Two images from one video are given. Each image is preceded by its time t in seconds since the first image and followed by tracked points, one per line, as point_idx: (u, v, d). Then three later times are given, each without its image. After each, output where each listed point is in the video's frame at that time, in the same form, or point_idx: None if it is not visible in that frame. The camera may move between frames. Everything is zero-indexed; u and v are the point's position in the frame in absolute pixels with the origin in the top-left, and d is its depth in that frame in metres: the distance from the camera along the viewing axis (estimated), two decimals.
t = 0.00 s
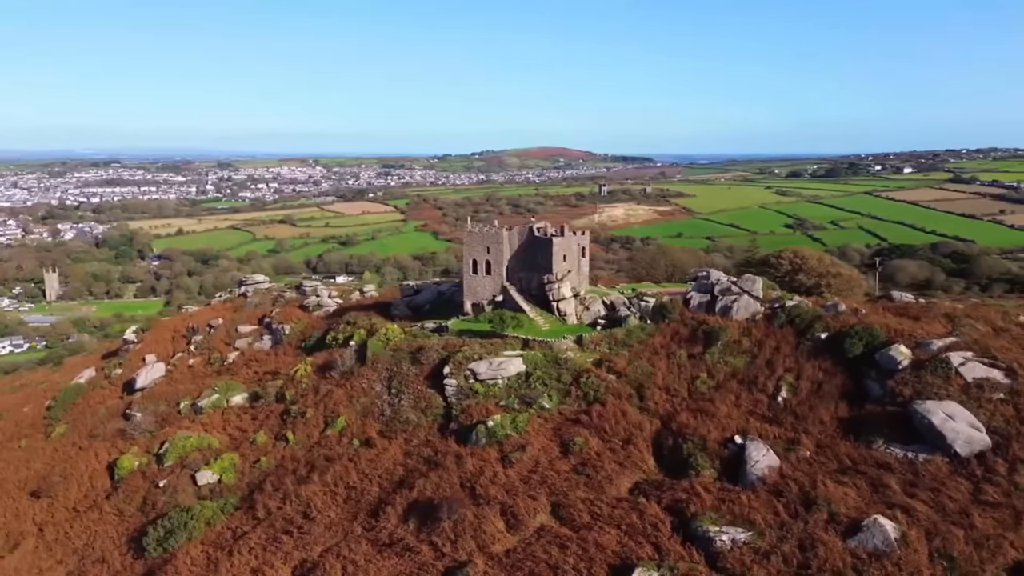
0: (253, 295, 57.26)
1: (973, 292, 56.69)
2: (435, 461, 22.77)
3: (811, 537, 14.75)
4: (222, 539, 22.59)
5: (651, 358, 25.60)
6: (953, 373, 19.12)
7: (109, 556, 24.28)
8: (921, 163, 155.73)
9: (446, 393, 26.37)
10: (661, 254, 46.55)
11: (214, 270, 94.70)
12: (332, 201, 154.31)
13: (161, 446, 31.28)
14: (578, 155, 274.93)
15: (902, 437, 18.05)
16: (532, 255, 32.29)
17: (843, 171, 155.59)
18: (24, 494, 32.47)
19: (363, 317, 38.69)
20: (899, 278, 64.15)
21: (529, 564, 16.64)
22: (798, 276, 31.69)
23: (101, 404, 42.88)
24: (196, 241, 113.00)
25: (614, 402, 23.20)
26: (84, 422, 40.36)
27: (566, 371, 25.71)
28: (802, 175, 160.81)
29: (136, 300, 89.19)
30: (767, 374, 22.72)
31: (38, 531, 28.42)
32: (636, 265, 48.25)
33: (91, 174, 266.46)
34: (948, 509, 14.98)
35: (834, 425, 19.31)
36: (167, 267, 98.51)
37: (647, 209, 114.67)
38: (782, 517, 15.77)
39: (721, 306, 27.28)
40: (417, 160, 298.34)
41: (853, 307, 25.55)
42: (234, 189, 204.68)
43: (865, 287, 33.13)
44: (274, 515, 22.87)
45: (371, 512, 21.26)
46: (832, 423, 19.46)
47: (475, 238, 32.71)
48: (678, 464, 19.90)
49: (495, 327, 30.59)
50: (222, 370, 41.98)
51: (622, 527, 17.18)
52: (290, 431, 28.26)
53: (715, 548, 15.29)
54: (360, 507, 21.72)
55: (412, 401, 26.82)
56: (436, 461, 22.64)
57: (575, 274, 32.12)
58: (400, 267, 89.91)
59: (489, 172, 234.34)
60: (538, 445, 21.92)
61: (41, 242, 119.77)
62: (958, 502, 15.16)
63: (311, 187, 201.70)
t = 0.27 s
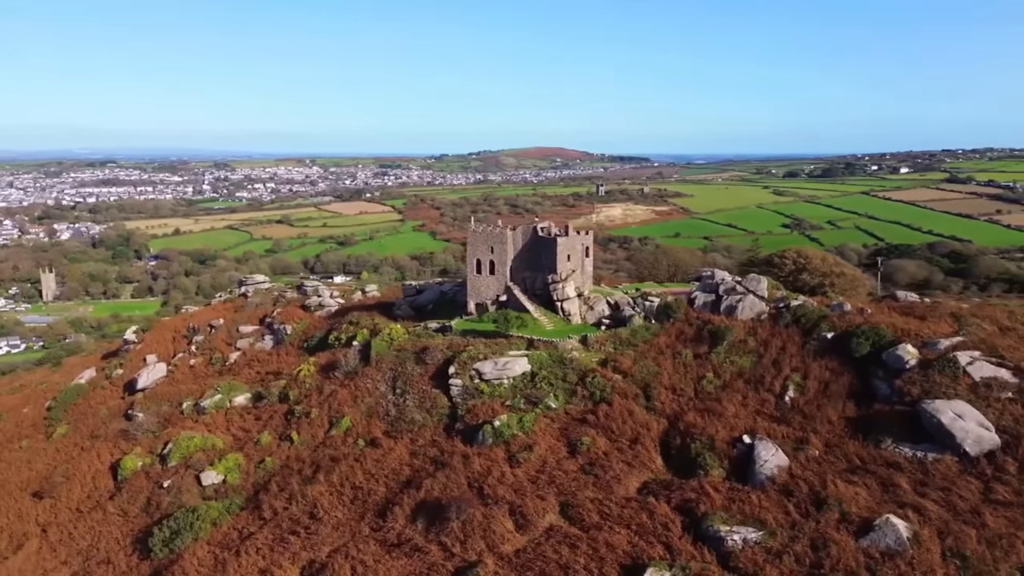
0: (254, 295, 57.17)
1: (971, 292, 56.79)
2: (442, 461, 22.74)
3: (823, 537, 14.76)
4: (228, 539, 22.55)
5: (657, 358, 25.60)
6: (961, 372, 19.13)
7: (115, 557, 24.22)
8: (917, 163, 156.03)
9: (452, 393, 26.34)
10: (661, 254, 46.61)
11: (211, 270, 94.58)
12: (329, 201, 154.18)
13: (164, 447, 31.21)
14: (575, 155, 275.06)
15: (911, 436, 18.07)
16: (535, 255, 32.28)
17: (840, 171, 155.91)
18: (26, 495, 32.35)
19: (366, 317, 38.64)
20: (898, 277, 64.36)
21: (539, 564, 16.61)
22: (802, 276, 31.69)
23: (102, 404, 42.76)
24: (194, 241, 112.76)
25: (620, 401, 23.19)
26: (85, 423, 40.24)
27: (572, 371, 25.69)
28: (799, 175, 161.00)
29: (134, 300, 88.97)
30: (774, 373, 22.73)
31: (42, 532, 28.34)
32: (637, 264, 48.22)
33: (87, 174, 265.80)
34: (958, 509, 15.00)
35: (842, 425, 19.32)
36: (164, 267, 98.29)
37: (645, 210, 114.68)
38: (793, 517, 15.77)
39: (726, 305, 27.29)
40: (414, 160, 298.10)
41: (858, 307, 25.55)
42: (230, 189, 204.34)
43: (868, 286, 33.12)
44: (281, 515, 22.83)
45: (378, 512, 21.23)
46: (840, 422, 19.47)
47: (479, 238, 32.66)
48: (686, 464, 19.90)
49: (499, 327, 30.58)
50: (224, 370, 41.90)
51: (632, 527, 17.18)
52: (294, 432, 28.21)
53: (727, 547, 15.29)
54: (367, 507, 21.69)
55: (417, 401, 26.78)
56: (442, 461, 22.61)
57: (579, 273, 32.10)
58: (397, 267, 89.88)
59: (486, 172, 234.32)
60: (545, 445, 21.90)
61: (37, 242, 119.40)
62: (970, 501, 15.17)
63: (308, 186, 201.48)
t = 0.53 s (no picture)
0: (254, 295, 57.06)
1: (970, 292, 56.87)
2: (450, 461, 22.71)
3: (837, 537, 14.75)
4: (236, 540, 22.50)
5: (664, 358, 25.60)
6: (970, 372, 19.16)
7: (122, 558, 24.16)
8: (913, 163, 156.32)
9: (458, 393, 26.33)
10: (662, 254, 46.61)
11: (208, 271, 94.40)
12: (326, 201, 154.01)
13: (169, 447, 31.15)
14: (572, 155, 275.09)
15: (922, 436, 18.09)
16: (540, 255, 32.25)
17: (837, 171, 156.29)
18: (29, 496, 32.23)
19: (369, 317, 38.59)
20: (897, 277, 64.45)
21: (551, 564, 16.57)
22: (806, 276, 31.70)
23: (104, 405, 42.64)
24: (191, 241, 112.51)
25: (628, 401, 23.19)
26: (87, 423, 40.13)
27: (579, 371, 25.69)
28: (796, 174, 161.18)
29: (131, 300, 88.74)
30: (782, 373, 22.75)
31: (46, 533, 28.25)
32: (638, 264, 48.25)
33: (82, 174, 264.83)
34: (971, 508, 14.99)
35: (852, 424, 19.33)
36: (161, 268, 98.05)
37: (642, 210, 114.64)
38: (806, 517, 15.76)
39: (732, 305, 27.31)
40: (411, 160, 297.85)
41: (865, 306, 25.57)
42: (228, 189, 204.04)
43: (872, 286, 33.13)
44: (288, 516, 22.78)
45: (387, 512, 21.19)
46: (850, 422, 19.48)
47: (483, 238, 32.60)
48: (695, 463, 19.89)
49: (504, 327, 30.55)
50: (227, 371, 41.84)
51: (643, 526, 17.18)
52: (300, 432, 28.18)
53: (740, 547, 15.27)
54: (375, 507, 21.66)
55: (423, 401, 26.76)
56: (450, 462, 22.58)
57: (584, 273, 32.08)
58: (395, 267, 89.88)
59: (483, 172, 234.32)
60: (554, 445, 21.88)
61: (33, 242, 118.98)
62: (982, 501, 15.20)
63: (304, 187, 201.24)
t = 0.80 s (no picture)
0: (254, 295, 56.94)
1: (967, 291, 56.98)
2: (458, 461, 22.69)
3: (850, 537, 14.77)
4: (243, 540, 22.46)
5: (671, 358, 25.61)
6: (980, 371, 19.20)
7: (128, 559, 24.10)
8: (909, 164, 156.69)
9: (464, 393, 26.31)
10: (664, 254, 46.60)
11: (205, 271, 94.19)
12: (323, 201, 153.80)
13: (173, 448, 31.08)
14: (569, 155, 275.26)
15: (932, 435, 18.13)
16: (545, 255, 32.28)
17: (833, 171, 156.67)
18: (32, 496, 32.14)
19: (373, 317, 38.57)
20: (895, 276, 64.61)
21: (563, 564, 16.55)
22: (811, 275, 31.71)
23: (106, 405, 42.54)
24: (188, 241, 112.23)
25: (636, 401, 23.19)
26: (89, 424, 40.02)
27: (586, 371, 25.68)
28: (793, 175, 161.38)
29: (128, 301, 88.50)
30: (790, 373, 22.77)
31: (51, 533, 28.16)
32: (640, 263, 48.27)
33: (77, 173, 263.85)
34: (984, 508, 15.01)
35: (862, 424, 19.37)
36: (158, 268, 97.77)
37: (640, 210, 114.68)
38: (819, 516, 15.77)
39: (738, 305, 27.33)
40: (407, 160, 297.60)
41: (871, 306, 25.60)
42: (224, 188, 203.70)
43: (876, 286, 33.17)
44: (296, 516, 22.74)
45: (396, 513, 21.16)
46: (859, 422, 19.52)
47: (488, 238, 32.52)
48: (705, 463, 19.89)
49: (509, 327, 30.52)
50: (229, 371, 41.77)
51: (655, 526, 17.18)
52: (306, 432, 28.13)
53: (753, 546, 15.27)
54: (384, 507, 21.62)
55: (430, 401, 26.73)
56: (458, 462, 22.56)
57: (588, 273, 32.09)
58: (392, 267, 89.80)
59: (480, 172, 234.32)
60: (562, 445, 21.87)
61: (29, 243, 118.54)
62: (995, 500, 15.22)
63: (301, 186, 201.00)
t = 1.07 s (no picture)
0: (248, 296, 56.69)
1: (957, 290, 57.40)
2: (461, 461, 22.64)
3: (858, 534, 14.83)
4: (245, 542, 22.33)
5: (672, 357, 25.69)
6: (981, 370, 19.34)
7: (128, 562, 23.91)
8: (897, 163, 157.82)
9: (465, 393, 26.28)
10: (659, 255, 46.69)
11: (195, 271, 93.57)
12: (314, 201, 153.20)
13: (170, 449, 30.88)
14: (559, 155, 275.54)
15: (935, 433, 18.25)
16: (544, 255, 32.29)
17: (822, 171, 157.61)
18: (26, 499, 31.83)
19: (371, 317, 38.48)
20: (886, 276, 65.05)
21: (571, 564, 16.53)
22: (809, 275, 31.86)
23: (100, 407, 42.20)
24: (178, 242, 111.47)
25: (639, 401, 23.23)
26: (83, 426, 39.69)
27: (587, 370, 25.71)
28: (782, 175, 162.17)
29: (117, 302, 87.79)
30: (791, 372, 22.87)
31: (47, 536, 27.90)
32: (635, 263, 48.37)
33: (63, 173, 261.46)
34: (990, 505, 15.12)
35: (865, 423, 19.48)
36: (147, 268, 97.05)
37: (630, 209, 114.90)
38: (825, 514, 15.83)
39: (738, 305, 27.43)
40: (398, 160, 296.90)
41: (870, 305, 25.75)
42: (213, 188, 202.63)
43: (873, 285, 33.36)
44: (298, 517, 22.64)
45: (399, 513, 21.11)
46: (862, 420, 19.63)
47: (487, 238, 32.51)
48: (709, 462, 19.93)
49: (509, 327, 30.52)
50: (225, 372, 41.56)
51: (661, 526, 17.20)
52: (305, 433, 28.02)
53: (761, 545, 15.31)
54: (387, 508, 21.56)
55: (430, 401, 26.69)
56: (460, 462, 22.52)
57: (588, 273, 32.12)
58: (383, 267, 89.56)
59: (471, 172, 234.09)
60: (565, 445, 21.87)
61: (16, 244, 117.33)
62: (1000, 497, 15.31)
63: (290, 186, 200.14)
